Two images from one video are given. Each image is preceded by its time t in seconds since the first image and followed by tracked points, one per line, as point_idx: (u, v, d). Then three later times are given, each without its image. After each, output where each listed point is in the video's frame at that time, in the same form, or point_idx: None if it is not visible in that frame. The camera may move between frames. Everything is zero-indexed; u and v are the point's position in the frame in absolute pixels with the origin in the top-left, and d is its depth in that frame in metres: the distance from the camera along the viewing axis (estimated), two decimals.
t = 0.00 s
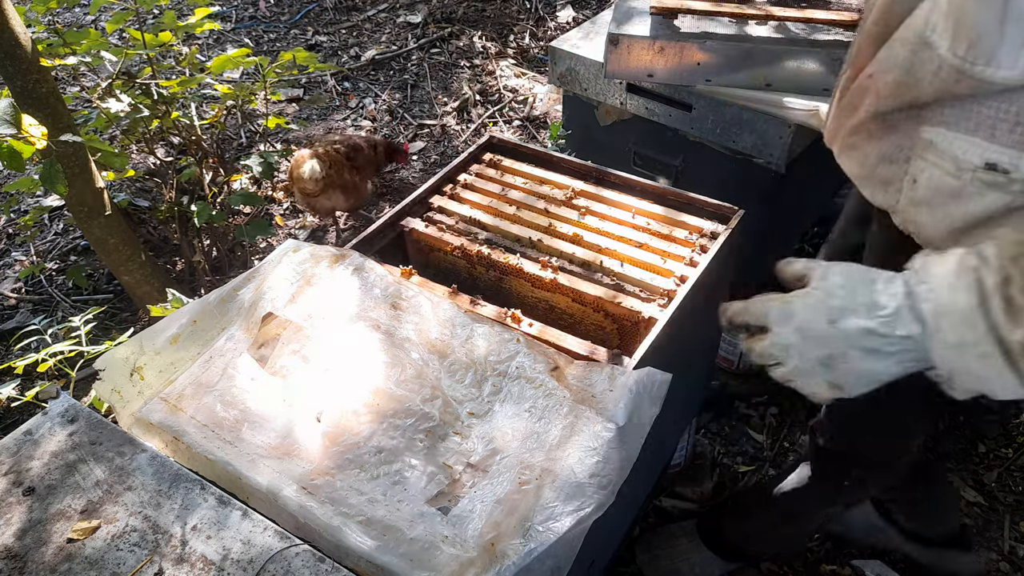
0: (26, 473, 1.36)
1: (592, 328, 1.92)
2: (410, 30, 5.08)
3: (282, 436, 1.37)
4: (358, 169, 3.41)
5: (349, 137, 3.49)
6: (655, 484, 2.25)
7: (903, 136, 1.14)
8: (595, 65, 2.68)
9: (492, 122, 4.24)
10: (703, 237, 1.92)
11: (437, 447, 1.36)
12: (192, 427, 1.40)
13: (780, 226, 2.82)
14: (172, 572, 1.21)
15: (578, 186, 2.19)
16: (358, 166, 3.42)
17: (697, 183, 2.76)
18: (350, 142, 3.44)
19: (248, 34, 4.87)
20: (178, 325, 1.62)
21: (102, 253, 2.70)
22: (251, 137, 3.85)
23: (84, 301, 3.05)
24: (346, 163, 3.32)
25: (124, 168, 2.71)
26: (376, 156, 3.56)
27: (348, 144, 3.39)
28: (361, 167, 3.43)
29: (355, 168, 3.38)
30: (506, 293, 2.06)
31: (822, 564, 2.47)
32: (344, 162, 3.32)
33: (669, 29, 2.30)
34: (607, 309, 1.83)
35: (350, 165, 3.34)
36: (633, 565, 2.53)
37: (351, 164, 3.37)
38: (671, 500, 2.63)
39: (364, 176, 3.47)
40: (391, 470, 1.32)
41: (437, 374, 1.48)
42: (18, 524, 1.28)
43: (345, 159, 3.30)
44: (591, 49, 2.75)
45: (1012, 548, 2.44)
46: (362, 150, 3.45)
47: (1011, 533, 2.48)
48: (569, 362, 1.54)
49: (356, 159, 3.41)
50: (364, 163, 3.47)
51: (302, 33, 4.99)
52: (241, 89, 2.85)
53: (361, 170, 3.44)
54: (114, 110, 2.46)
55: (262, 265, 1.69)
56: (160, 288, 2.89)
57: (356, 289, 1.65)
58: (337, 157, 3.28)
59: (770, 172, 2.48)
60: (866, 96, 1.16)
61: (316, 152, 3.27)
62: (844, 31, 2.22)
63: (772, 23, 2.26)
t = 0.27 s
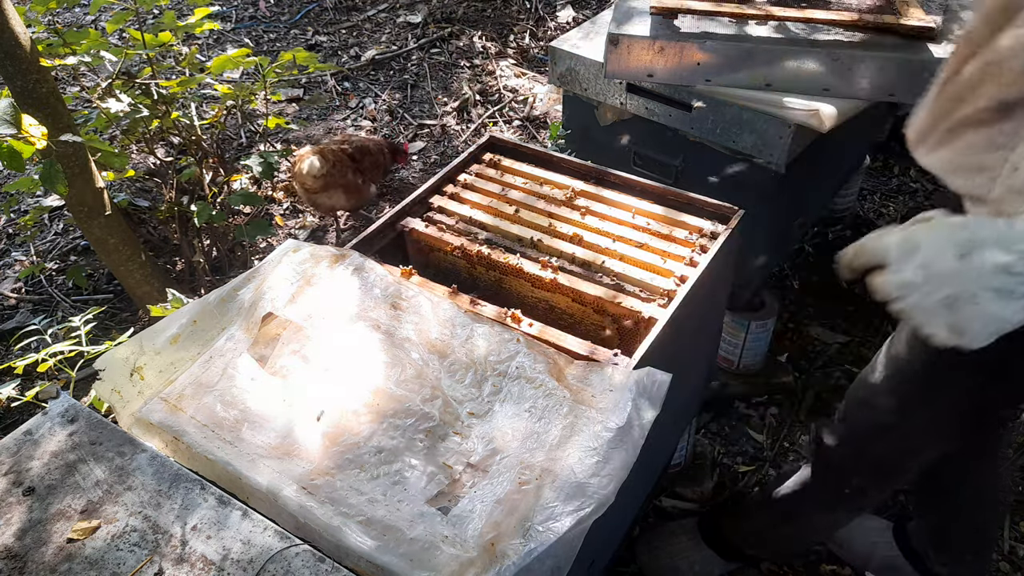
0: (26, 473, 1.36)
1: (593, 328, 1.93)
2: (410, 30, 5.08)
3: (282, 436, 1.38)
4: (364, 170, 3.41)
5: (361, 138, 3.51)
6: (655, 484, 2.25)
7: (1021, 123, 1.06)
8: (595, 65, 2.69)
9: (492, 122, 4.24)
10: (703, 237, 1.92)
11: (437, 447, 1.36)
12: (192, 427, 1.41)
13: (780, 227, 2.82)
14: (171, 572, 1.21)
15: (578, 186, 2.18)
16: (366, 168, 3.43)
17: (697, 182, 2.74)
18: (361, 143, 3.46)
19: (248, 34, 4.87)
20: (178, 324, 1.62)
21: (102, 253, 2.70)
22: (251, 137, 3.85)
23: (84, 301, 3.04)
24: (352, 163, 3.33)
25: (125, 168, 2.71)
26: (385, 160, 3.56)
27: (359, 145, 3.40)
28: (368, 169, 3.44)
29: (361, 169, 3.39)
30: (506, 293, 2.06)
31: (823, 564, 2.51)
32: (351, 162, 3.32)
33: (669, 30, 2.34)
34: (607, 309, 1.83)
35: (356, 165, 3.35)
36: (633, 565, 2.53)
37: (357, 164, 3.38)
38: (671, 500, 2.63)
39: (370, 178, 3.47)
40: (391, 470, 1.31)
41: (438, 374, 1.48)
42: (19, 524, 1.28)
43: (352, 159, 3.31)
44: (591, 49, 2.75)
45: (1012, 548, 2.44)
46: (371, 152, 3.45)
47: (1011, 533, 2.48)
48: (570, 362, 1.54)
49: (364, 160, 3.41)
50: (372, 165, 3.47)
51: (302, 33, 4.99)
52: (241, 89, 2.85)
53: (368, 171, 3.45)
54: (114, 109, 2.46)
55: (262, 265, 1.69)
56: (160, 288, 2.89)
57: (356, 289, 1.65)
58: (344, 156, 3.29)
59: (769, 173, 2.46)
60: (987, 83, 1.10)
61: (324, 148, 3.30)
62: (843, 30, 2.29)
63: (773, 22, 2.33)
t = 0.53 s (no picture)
0: (25, 474, 1.35)
1: (593, 328, 1.92)
2: (410, 29, 5.07)
3: (281, 437, 1.37)
4: (375, 169, 3.44)
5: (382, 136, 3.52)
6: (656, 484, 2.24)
7: None
8: (595, 64, 2.68)
9: (492, 121, 4.24)
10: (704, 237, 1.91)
11: (436, 447, 1.35)
12: (191, 427, 1.40)
13: (781, 227, 2.81)
14: (170, 573, 1.21)
15: (578, 186, 2.18)
16: (378, 166, 3.45)
17: (698, 181, 2.73)
18: (380, 140, 3.47)
19: (248, 33, 4.86)
20: (176, 325, 1.62)
21: (101, 253, 2.69)
22: (251, 137, 3.85)
23: (83, 301, 3.04)
24: (362, 161, 3.36)
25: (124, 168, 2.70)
26: (401, 161, 3.57)
27: (375, 143, 3.42)
28: (379, 168, 3.46)
29: (372, 167, 3.41)
30: (506, 293, 2.05)
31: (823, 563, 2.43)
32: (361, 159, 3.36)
33: (670, 28, 2.34)
34: (607, 308, 1.82)
35: (366, 164, 3.38)
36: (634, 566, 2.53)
37: (369, 162, 3.40)
38: (672, 500, 2.62)
39: (381, 177, 3.50)
40: (391, 471, 1.31)
41: (437, 374, 1.47)
42: (17, 525, 1.28)
43: (363, 157, 3.33)
44: (591, 48, 2.74)
45: (1014, 549, 2.43)
46: (387, 151, 3.47)
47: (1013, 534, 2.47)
48: (571, 362, 1.53)
49: (377, 159, 3.44)
50: (385, 164, 3.49)
51: (301, 32, 4.98)
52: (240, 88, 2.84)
53: (380, 170, 3.47)
54: (113, 109, 2.46)
55: (261, 265, 1.69)
56: (159, 288, 2.88)
57: (355, 289, 1.65)
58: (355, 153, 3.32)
59: (770, 173, 2.49)
60: None
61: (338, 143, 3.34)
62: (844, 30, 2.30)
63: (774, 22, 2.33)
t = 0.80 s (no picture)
0: (26, 473, 1.36)
1: (592, 328, 1.93)
2: (410, 29, 5.07)
3: (282, 436, 1.37)
4: (386, 171, 3.45)
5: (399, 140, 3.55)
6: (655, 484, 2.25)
7: None
8: (595, 65, 2.68)
9: (492, 122, 4.25)
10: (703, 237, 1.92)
11: (436, 447, 1.36)
12: (192, 427, 1.40)
13: (781, 227, 2.81)
14: (171, 572, 1.21)
15: (577, 186, 2.18)
16: (389, 168, 3.46)
17: (697, 182, 2.74)
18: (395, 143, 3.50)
19: (248, 34, 4.87)
20: (177, 325, 1.62)
21: (102, 254, 2.70)
22: (251, 137, 3.85)
23: (84, 301, 3.04)
24: (372, 161, 3.39)
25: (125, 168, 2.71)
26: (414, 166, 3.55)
27: (389, 145, 3.45)
28: (389, 170, 3.47)
29: (382, 168, 3.43)
30: (506, 293, 2.06)
31: (823, 564, 2.44)
32: (371, 159, 3.39)
33: (669, 29, 2.35)
34: (606, 308, 1.83)
35: (376, 164, 3.40)
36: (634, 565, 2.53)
37: (380, 163, 3.42)
38: (672, 500, 2.63)
39: (391, 180, 3.50)
40: (391, 470, 1.31)
41: (437, 374, 1.47)
42: (18, 524, 1.28)
43: (372, 157, 3.36)
44: (591, 49, 2.75)
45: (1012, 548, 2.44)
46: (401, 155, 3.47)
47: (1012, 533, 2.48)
48: (570, 362, 1.54)
49: (389, 161, 3.45)
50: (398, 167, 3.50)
51: (302, 33, 4.99)
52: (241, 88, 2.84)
53: (391, 173, 3.48)
54: (114, 109, 2.46)
55: (262, 265, 1.69)
56: (160, 288, 2.89)
57: (355, 289, 1.65)
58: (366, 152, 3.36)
59: (769, 173, 2.47)
60: None
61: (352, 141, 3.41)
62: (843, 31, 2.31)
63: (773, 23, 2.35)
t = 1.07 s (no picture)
0: (26, 473, 1.36)
1: (593, 327, 1.93)
2: (410, 29, 5.07)
3: (282, 436, 1.37)
4: (389, 170, 3.46)
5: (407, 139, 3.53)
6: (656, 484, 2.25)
7: None
8: (595, 65, 2.68)
9: (492, 122, 4.25)
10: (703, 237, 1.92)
11: (436, 447, 1.36)
12: (191, 427, 1.40)
13: (781, 227, 2.81)
14: (171, 572, 1.21)
15: (577, 186, 2.18)
16: (393, 168, 3.47)
17: (697, 182, 2.74)
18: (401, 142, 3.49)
19: (248, 34, 4.87)
20: (177, 325, 1.62)
21: (102, 254, 2.69)
22: (251, 137, 3.85)
23: (84, 301, 3.04)
24: (374, 161, 3.41)
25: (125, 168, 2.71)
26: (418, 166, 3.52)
27: (394, 144, 3.45)
28: (391, 169, 3.47)
29: (385, 168, 3.45)
30: (506, 293, 2.06)
31: (822, 563, 2.44)
32: (374, 160, 3.41)
33: (669, 29, 2.36)
34: (606, 309, 1.83)
35: (379, 164, 3.42)
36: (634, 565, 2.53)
37: (382, 163, 3.44)
38: (672, 500, 2.63)
39: (394, 178, 3.51)
40: (391, 470, 1.31)
41: (437, 374, 1.47)
42: (18, 524, 1.28)
43: (374, 157, 3.39)
44: (591, 49, 2.75)
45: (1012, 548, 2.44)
46: (405, 154, 3.46)
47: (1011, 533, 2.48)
48: (570, 362, 1.54)
49: (393, 161, 3.45)
50: (403, 166, 3.49)
51: (302, 33, 4.99)
52: (240, 88, 2.84)
53: (395, 172, 3.49)
54: (114, 109, 2.46)
55: (262, 265, 1.69)
56: (160, 288, 2.89)
57: (355, 289, 1.65)
58: (368, 152, 3.39)
59: (770, 173, 2.46)
60: None
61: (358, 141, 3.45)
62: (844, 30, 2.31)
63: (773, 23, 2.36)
